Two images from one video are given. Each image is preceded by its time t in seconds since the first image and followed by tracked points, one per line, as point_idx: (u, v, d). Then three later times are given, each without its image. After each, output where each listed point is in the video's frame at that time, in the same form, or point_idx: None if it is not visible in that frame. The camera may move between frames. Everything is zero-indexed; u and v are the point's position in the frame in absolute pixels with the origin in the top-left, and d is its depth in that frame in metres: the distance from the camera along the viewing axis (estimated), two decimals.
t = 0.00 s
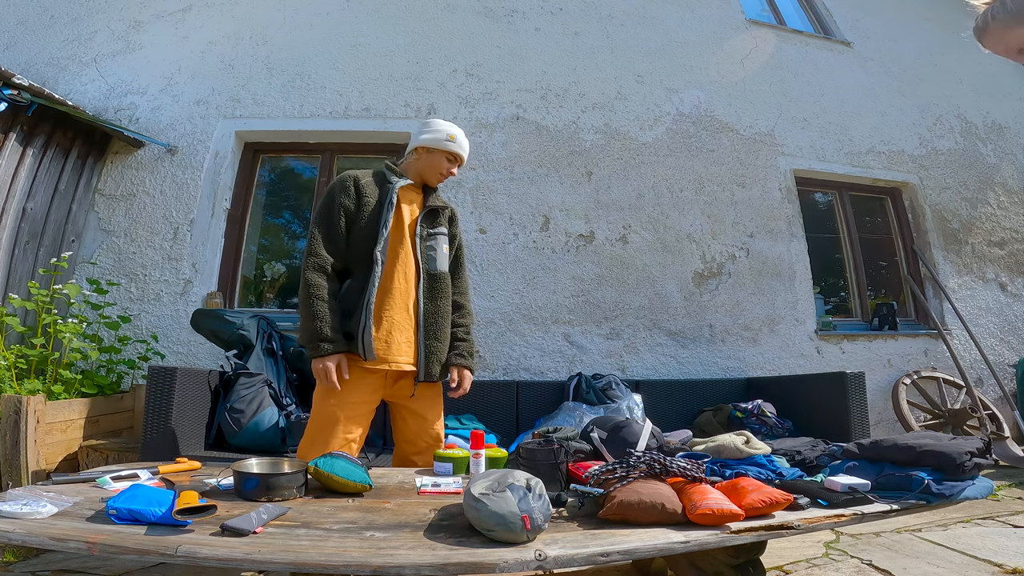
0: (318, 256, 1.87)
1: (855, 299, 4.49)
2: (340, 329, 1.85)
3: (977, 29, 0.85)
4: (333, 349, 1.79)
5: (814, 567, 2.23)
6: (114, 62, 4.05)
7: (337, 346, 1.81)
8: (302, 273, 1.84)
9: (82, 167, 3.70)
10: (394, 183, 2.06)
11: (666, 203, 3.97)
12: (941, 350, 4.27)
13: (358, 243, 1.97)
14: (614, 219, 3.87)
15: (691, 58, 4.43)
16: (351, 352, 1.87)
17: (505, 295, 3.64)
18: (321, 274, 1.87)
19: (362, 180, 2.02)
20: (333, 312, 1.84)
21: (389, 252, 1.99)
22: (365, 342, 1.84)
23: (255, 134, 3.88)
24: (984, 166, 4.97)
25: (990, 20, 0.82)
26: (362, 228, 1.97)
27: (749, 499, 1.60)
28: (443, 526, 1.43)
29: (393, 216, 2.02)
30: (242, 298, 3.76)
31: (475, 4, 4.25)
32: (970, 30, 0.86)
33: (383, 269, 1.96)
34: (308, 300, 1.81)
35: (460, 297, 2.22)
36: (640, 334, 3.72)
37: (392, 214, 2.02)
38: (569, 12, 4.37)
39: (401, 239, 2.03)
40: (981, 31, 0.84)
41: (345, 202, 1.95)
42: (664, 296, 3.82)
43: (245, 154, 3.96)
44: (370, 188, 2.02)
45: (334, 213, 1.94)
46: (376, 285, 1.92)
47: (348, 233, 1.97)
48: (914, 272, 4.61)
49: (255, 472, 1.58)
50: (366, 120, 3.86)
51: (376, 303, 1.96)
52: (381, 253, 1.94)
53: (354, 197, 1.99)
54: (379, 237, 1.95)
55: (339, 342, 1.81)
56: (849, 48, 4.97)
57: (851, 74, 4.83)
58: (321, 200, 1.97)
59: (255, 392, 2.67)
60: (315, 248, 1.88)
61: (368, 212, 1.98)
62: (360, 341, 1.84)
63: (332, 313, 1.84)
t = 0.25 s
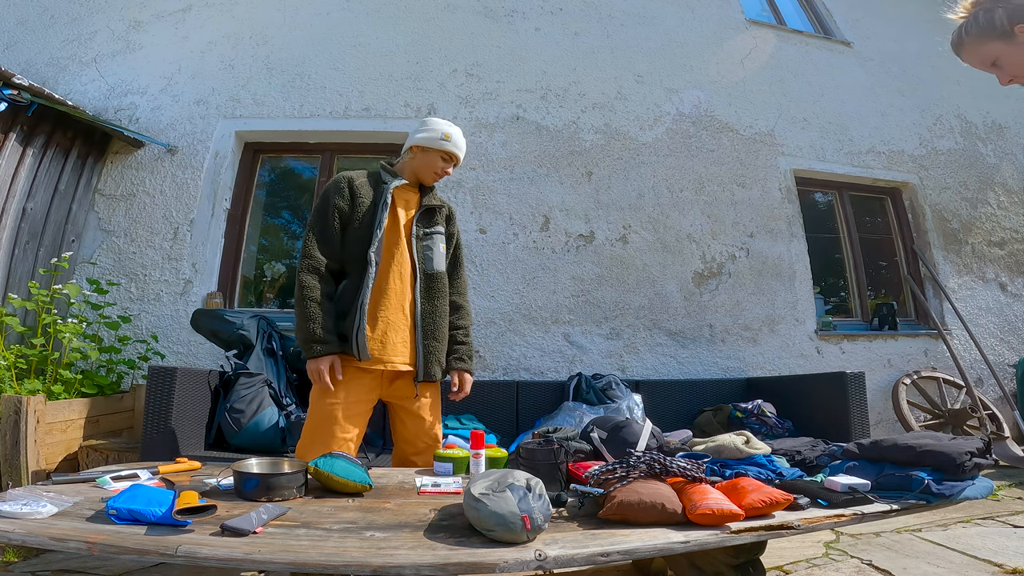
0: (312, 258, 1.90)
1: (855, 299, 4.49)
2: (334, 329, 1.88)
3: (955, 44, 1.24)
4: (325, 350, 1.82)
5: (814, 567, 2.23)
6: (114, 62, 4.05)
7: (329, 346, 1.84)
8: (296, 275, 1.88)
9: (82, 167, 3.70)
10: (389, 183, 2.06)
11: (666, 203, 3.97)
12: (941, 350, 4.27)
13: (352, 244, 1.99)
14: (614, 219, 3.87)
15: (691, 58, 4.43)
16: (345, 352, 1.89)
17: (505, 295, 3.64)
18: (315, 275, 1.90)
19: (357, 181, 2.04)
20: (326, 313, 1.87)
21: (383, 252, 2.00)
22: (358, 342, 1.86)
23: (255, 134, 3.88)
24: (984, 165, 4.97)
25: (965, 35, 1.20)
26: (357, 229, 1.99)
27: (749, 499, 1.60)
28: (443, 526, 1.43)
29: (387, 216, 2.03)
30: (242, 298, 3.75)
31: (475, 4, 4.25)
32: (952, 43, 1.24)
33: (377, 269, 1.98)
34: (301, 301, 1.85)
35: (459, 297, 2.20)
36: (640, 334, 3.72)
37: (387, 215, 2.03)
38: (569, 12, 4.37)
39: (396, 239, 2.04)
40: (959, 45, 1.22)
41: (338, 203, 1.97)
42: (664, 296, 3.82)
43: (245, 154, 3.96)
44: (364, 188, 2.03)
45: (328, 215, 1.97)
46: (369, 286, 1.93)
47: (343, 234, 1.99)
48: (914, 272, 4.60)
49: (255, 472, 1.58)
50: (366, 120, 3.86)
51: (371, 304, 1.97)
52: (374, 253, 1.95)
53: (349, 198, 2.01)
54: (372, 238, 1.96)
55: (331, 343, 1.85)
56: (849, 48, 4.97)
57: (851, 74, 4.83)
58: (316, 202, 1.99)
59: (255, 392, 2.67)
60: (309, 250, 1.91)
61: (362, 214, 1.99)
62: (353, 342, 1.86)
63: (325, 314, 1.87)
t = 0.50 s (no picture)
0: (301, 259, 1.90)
1: (855, 299, 4.49)
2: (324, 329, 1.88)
3: (940, 57, 1.47)
4: (314, 350, 1.82)
5: (814, 567, 2.23)
6: (114, 62, 4.05)
7: (319, 346, 1.84)
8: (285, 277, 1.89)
9: (82, 167, 3.70)
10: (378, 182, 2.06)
11: (666, 203, 3.97)
12: (941, 350, 4.27)
13: (341, 244, 1.99)
14: (614, 219, 3.87)
15: (691, 58, 4.43)
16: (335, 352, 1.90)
17: (505, 295, 3.64)
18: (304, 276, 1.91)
19: (345, 181, 2.04)
20: (315, 313, 1.87)
21: (372, 251, 2.00)
22: (348, 343, 1.86)
23: (255, 134, 3.88)
24: (984, 165, 4.97)
25: (949, 50, 1.44)
26: (346, 229, 1.99)
27: (749, 499, 1.60)
28: (443, 526, 1.43)
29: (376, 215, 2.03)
30: (242, 298, 3.75)
31: (475, 4, 4.25)
32: (937, 55, 1.48)
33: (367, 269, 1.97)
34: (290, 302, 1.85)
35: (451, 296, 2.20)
36: (640, 334, 3.72)
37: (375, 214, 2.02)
38: (569, 12, 4.37)
39: (385, 239, 2.04)
40: (944, 58, 1.46)
41: (327, 204, 1.97)
42: (664, 296, 3.82)
43: (245, 154, 3.95)
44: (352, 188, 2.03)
45: (317, 216, 1.97)
46: (359, 285, 1.93)
47: (333, 234, 1.99)
48: (914, 272, 4.60)
49: (255, 472, 1.58)
50: (366, 120, 3.87)
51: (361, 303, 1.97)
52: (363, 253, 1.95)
53: (337, 198, 2.00)
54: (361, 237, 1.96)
55: (321, 343, 1.84)
56: (849, 48, 4.97)
57: (850, 74, 4.83)
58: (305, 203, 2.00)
59: (255, 392, 2.67)
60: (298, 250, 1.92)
61: (351, 213, 1.99)
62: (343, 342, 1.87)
63: (315, 314, 1.87)
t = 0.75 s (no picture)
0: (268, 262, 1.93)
1: (855, 298, 4.50)
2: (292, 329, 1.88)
3: (910, 75, 1.48)
4: (280, 348, 1.83)
5: (814, 567, 2.23)
6: (114, 62, 4.05)
7: (286, 345, 1.84)
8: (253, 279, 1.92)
9: (82, 167, 3.70)
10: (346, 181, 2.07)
11: (666, 203, 3.97)
12: (941, 350, 4.27)
13: (310, 244, 2.00)
14: (614, 219, 3.87)
15: (691, 58, 4.43)
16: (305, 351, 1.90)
17: (505, 295, 3.64)
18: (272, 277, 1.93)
19: (313, 184, 2.07)
20: (283, 312, 1.88)
21: (341, 249, 2.00)
22: (315, 339, 1.84)
23: (255, 134, 3.88)
24: (984, 165, 4.97)
25: (921, 70, 1.44)
26: (313, 229, 2.00)
27: (749, 499, 1.60)
28: (443, 526, 1.43)
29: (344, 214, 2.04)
30: (242, 298, 3.75)
31: (475, 4, 4.25)
32: (908, 73, 1.49)
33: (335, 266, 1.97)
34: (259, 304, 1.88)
35: (430, 290, 2.14)
36: (640, 334, 3.72)
37: (343, 213, 2.03)
38: (569, 12, 4.37)
39: (354, 236, 2.04)
40: (913, 78, 1.46)
41: (293, 207, 2.01)
42: (664, 296, 3.82)
43: (245, 155, 3.95)
44: (319, 189, 2.05)
45: (285, 219, 2.00)
46: (325, 282, 1.93)
47: (301, 236, 2.01)
48: (914, 272, 4.60)
49: (255, 472, 1.58)
50: (366, 121, 3.87)
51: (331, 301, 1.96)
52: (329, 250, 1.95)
53: (305, 200, 2.03)
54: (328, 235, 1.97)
55: (288, 341, 1.85)
56: (849, 48, 4.97)
57: (850, 74, 4.83)
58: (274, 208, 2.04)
59: (254, 392, 2.68)
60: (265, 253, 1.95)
61: (318, 213, 2.01)
62: (311, 339, 1.86)
63: (283, 314, 1.89)
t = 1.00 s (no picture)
0: (232, 266, 1.97)
1: (855, 298, 4.49)
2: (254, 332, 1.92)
3: (870, 135, 1.56)
4: (241, 352, 1.87)
5: (814, 567, 2.22)
6: (114, 62, 4.06)
7: (246, 349, 1.88)
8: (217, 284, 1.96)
9: (82, 167, 3.70)
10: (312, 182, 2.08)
11: (666, 203, 3.97)
12: (941, 350, 4.27)
13: (274, 248, 2.03)
14: (614, 219, 3.87)
15: (691, 58, 4.43)
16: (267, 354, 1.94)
17: (505, 295, 3.64)
18: (235, 281, 1.96)
19: (278, 185, 2.08)
20: (244, 317, 1.92)
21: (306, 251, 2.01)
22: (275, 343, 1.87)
23: (256, 134, 3.88)
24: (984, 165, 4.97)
25: (883, 131, 1.51)
26: (277, 232, 2.03)
27: (749, 499, 1.60)
28: (443, 526, 1.43)
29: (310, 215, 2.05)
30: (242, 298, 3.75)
31: (475, 4, 4.25)
32: (871, 132, 1.57)
33: (298, 269, 1.99)
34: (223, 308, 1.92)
35: (394, 289, 2.15)
36: (640, 334, 3.72)
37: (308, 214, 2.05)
38: (570, 12, 4.37)
39: (318, 238, 2.05)
40: (876, 137, 1.54)
41: (259, 208, 2.02)
42: (664, 296, 3.82)
43: (246, 154, 3.94)
44: (285, 191, 2.06)
45: (250, 222, 2.02)
46: (288, 285, 1.94)
47: (266, 239, 2.04)
48: (914, 272, 4.60)
49: (255, 472, 1.58)
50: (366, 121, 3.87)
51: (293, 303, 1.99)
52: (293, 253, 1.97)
53: (270, 203, 2.05)
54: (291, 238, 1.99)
55: (249, 345, 1.89)
56: (850, 48, 4.96)
57: (851, 74, 4.82)
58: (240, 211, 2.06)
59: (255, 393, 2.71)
60: (229, 257, 1.98)
61: (282, 216, 2.03)
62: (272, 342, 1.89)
63: (245, 317, 1.92)
